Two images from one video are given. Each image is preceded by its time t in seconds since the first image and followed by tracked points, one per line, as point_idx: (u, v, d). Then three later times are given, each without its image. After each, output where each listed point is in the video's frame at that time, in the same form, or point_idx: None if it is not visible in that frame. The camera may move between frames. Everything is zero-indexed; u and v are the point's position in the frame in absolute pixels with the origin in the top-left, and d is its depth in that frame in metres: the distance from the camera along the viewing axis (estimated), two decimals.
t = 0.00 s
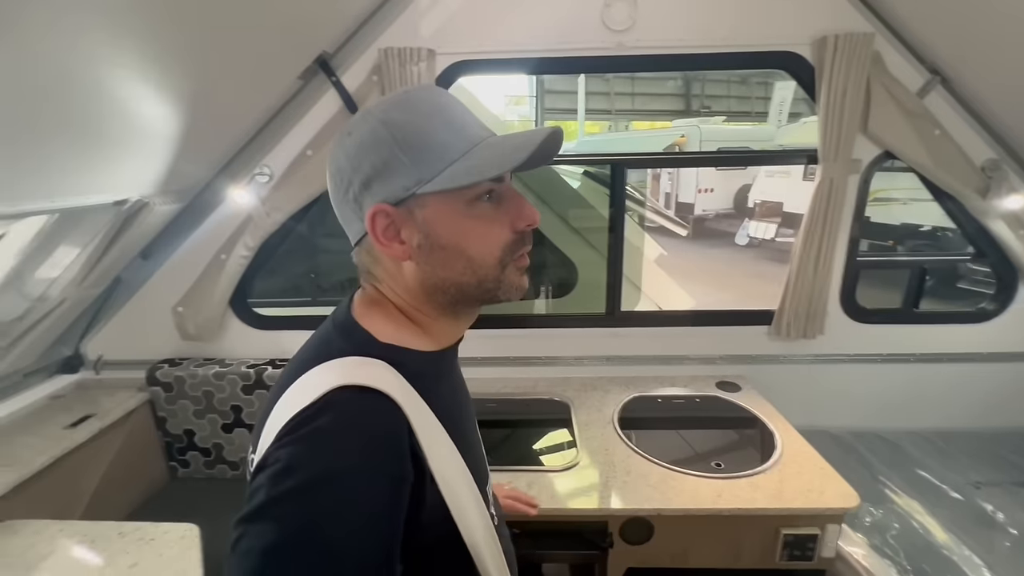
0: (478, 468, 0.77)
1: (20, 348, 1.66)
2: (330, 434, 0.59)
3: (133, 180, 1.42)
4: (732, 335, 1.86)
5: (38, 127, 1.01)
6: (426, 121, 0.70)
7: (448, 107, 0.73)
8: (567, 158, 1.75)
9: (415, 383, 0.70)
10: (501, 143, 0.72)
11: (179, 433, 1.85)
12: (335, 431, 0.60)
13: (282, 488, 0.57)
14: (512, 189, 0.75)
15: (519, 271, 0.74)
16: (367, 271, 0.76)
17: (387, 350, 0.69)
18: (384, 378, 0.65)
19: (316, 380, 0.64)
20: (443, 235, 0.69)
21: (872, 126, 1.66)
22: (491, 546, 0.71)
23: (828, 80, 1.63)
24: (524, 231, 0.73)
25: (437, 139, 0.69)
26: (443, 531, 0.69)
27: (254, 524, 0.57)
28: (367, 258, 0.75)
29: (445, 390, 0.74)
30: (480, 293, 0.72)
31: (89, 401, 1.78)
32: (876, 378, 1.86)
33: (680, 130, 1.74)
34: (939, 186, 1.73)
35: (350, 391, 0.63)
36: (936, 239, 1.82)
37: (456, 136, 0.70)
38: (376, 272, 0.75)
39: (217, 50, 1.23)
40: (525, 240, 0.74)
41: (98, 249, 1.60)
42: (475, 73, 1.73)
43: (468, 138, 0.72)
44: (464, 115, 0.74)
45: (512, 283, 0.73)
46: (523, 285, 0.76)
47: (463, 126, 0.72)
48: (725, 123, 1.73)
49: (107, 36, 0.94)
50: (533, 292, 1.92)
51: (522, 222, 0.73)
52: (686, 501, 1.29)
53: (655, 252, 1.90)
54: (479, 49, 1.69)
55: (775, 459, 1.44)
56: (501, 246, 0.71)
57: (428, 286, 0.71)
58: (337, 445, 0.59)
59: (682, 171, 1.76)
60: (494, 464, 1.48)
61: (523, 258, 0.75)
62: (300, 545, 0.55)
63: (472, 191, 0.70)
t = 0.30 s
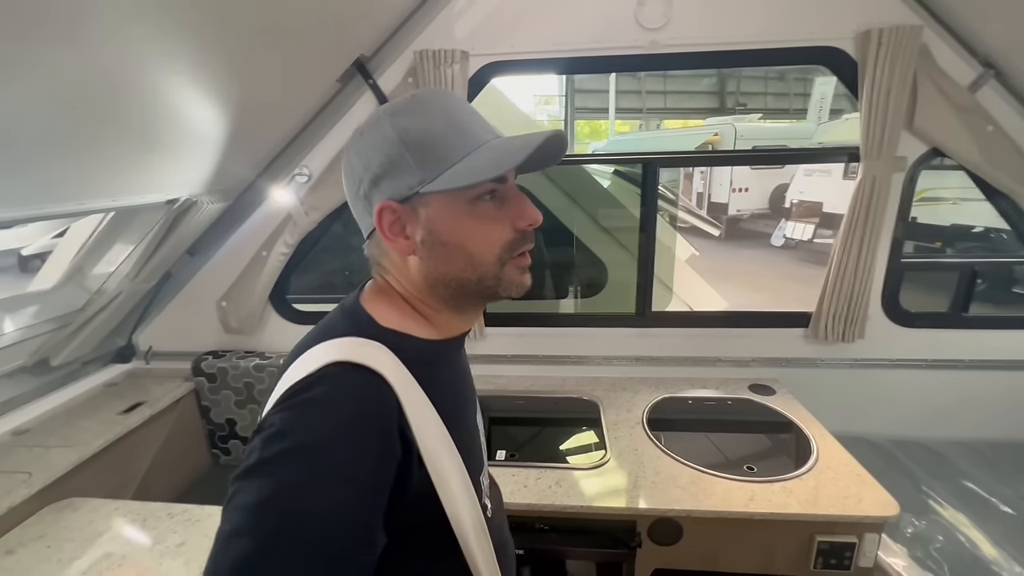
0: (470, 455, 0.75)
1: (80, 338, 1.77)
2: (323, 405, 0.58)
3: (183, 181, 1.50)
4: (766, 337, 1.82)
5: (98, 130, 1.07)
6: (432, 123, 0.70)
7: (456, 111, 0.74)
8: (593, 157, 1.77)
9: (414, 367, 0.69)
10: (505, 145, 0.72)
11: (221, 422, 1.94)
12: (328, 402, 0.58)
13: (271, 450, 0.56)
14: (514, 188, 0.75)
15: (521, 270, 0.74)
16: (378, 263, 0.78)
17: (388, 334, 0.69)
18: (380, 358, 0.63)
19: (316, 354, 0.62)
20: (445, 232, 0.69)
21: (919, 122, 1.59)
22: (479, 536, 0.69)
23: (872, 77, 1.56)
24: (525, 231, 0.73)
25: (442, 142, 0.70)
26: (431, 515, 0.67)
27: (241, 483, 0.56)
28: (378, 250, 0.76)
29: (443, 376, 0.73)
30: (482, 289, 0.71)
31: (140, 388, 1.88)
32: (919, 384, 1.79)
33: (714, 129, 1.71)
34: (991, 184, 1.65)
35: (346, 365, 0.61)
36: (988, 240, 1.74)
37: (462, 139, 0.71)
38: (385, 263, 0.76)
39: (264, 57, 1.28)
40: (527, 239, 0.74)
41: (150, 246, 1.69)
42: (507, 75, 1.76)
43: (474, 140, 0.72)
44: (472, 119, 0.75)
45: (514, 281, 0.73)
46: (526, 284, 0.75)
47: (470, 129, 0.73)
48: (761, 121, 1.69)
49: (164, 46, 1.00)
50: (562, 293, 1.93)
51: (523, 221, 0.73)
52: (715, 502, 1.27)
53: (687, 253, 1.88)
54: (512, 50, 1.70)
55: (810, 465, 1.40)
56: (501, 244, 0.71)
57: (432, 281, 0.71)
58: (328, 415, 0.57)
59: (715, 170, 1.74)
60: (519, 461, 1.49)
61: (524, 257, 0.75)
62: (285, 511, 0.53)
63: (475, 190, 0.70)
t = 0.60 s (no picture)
0: (470, 444, 0.74)
1: (117, 331, 1.84)
2: (314, 384, 0.59)
3: (214, 180, 1.55)
4: (793, 337, 1.79)
5: (135, 132, 1.11)
6: (430, 124, 0.71)
7: (455, 113, 0.75)
8: (614, 153, 1.76)
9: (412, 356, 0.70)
10: (501, 145, 0.72)
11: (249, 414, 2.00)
12: (321, 381, 0.60)
13: (266, 426, 0.57)
14: (511, 187, 0.77)
15: (517, 263, 0.75)
16: (382, 258, 0.79)
17: (386, 325, 0.70)
18: (373, 346, 0.64)
19: (314, 342, 0.65)
20: (444, 228, 0.70)
21: (955, 116, 1.53)
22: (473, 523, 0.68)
23: (905, 70, 1.51)
24: (522, 227, 0.74)
25: (439, 142, 0.70)
26: (424, 500, 0.67)
27: (239, 460, 0.58)
28: (383, 246, 0.78)
29: (442, 365, 0.73)
30: (480, 283, 0.73)
31: (173, 380, 1.94)
32: (952, 387, 1.74)
33: (738, 125, 1.70)
34: None
35: (339, 351, 0.63)
36: None
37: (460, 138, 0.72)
38: (389, 259, 0.77)
39: (293, 60, 1.31)
40: (523, 233, 0.75)
41: (183, 243, 1.75)
42: (529, 73, 1.76)
43: (471, 141, 0.73)
44: (471, 121, 0.76)
45: (510, 274, 0.74)
46: (522, 276, 0.77)
47: (467, 130, 0.73)
48: (789, 116, 1.67)
49: (198, 51, 1.03)
50: (581, 291, 1.94)
51: (520, 217, 0.74)
52: (736, 504, 1.25)
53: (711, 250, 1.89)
54: (534, 48, 1.70)
55: (835, 467, 1.37)
56: (499, 239, 0.72)
57: (431, 274, 0.72)
58: (320, 394, 0.59)
59: (740, 167, 1.72)
60: (538, 458, 1.50)
61: (521, 251, 0.76)
62: (273, 483, 0.54)
63: (474, 188, 0.71)
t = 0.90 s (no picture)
0: (467, 436, 0.75)
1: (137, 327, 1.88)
2: (306, 374, 0.61)
3: (231, 178, 1.57)
4: (807, 337, 1.77)
5: (152, 132, 1.14)
6: (429, 123, 0.72)
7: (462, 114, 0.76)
8: (627, 151, 1.74)
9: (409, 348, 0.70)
10: (499, 141, 0.73)
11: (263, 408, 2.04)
12: (313, 372, 0.61)
13: (262, 415, 0.59)
14: (510, 183, 0.76)
15: (517, 258, 0.74)
16: (383, 254, 0.80)
17: (382, 318, 0.71)
18: (368, 339, 0.65)
19: (310, 335, 0.66)
20: (443, 224, 0.70)
21: (978, 111, 1.50)
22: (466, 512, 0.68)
23: (925, 64, 1.48)
24: (521, 221, 0.74)
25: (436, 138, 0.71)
26: (419, 490, 0.67)
27: (237, 447, 0.60)
28: (383, 243, 0.79)
29: (438, 358, 0.73)
30: (479, 277, 0.72)
31: (191, 375, 1.98)
32: (972, 388, 1.71)
33: (753, 121, 1.67)
34: None
35: (333, 343, 0.64)
36: None
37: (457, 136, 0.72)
38: (389, 255, 0.78)
39: (308, 59, 1.32)
40: (522, 228, 0.74)
41: (200, 240, 1.78)
42: (540, 70, 1.76)
43: (469, 139, 0.73)
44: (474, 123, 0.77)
45: (509, 268, 0.74)
46: (522, 271, 0.76)
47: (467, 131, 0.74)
48: (806, 111, 1.64)
49: (215, 50, 1.05)
50: (593, 289, 1.94)
51: (517, 211, 0.73)
52: (746, 504, 1.24)
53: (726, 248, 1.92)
54: (546, 44, 1.69)
55: (849, 468, 1.35)
56: (497, 234, 0.71)
57: (431, 270, 0.72)
58: (311, 383, 0.60)
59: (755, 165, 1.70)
60: (549, 455, 1.50)
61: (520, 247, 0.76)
62: (266, 469, 0.56)
63: (470, 184, 0.70)
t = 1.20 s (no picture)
0: (475, 426, 0.75)
1: (151, 321, 1.90)
2: (314, 362, 0.61)
3: (243, 173, 1.58)
4: (818, 334, 1.75)
5: (167, 128, 1.15)
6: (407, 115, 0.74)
7: (450, 99, 0.76)
8: (637, 147, 1.74)
9: (416, 339, 0.71)
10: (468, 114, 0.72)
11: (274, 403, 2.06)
12: (320, 361, 0.61)
13: (272, 402, 0.60)
14: (491, 170, 0.75)
15: (491, 242, 0.72)
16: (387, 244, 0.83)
17: (389, 309, 0.71)
18: (375, 329, 0.66)
19: (319, 326, 0.67)
20: (415, 208, 0.72)
21: (994, 105, 1.47)
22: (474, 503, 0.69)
23: (941, 58, 1.45)
24: (493, 206, 0.71)
25: (419, 130, 0.72)
26: (427, 480, 0.68)
27: (248, 433, 0.61)
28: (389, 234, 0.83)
29: (445, 349, 0.73)
30: (451, 265, 0.71)
31: (202, 369, 2.00)
32: (986, 386, 1.68)
33: (764, 118, 1.65)
34: None
35: (339, 333, 0.64)
36: None
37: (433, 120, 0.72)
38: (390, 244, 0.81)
39: (319, 55, 1.33)
40: (496, 214, 0.71)
41: (212, 236, 1.80)
42: (549, 65, 1.76)
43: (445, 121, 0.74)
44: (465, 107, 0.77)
45: (482, 255, 0.71)
46: (501, 259, 0.73)
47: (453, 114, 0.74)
48: (819, 108, 1.63)
49: (228, 46, 1.05)
50: (601, 286, 1.93)
51: (487, 196, 0.71)
52: (756, 501, 1.23)
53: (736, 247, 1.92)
54: (555, 39, 1.69)
55: (860, 467, 1.34)
56: (463, 219, 0.70)
57: (412, 258, 0.74)
58: (318, 371, 0.60)
59: (765, 160, 1.68)
60: (556, 450, 1.51)
61: (500, 234, 0.72)
62: (275, 456, 0.57)
63: (436, 170, 0.72)
